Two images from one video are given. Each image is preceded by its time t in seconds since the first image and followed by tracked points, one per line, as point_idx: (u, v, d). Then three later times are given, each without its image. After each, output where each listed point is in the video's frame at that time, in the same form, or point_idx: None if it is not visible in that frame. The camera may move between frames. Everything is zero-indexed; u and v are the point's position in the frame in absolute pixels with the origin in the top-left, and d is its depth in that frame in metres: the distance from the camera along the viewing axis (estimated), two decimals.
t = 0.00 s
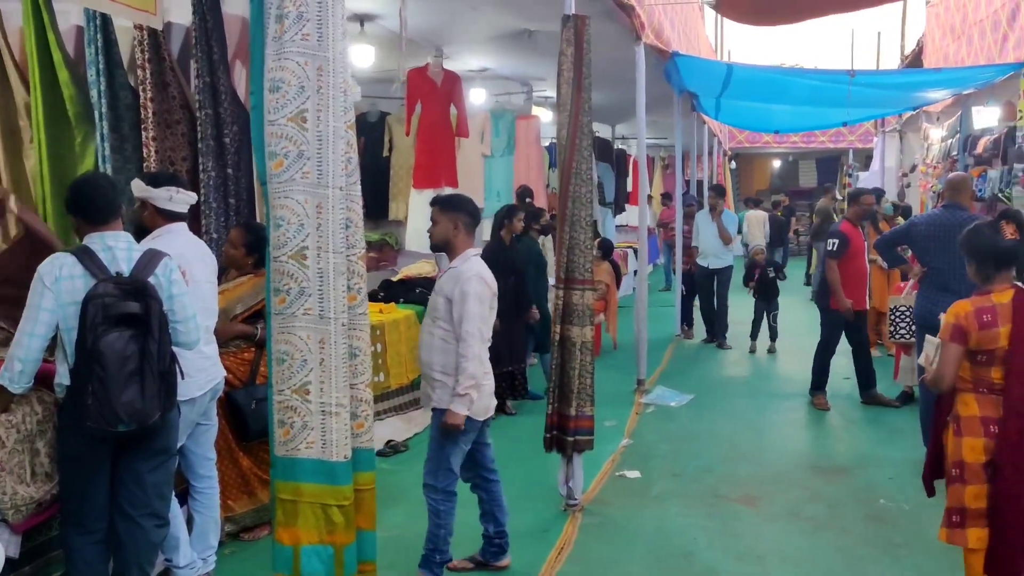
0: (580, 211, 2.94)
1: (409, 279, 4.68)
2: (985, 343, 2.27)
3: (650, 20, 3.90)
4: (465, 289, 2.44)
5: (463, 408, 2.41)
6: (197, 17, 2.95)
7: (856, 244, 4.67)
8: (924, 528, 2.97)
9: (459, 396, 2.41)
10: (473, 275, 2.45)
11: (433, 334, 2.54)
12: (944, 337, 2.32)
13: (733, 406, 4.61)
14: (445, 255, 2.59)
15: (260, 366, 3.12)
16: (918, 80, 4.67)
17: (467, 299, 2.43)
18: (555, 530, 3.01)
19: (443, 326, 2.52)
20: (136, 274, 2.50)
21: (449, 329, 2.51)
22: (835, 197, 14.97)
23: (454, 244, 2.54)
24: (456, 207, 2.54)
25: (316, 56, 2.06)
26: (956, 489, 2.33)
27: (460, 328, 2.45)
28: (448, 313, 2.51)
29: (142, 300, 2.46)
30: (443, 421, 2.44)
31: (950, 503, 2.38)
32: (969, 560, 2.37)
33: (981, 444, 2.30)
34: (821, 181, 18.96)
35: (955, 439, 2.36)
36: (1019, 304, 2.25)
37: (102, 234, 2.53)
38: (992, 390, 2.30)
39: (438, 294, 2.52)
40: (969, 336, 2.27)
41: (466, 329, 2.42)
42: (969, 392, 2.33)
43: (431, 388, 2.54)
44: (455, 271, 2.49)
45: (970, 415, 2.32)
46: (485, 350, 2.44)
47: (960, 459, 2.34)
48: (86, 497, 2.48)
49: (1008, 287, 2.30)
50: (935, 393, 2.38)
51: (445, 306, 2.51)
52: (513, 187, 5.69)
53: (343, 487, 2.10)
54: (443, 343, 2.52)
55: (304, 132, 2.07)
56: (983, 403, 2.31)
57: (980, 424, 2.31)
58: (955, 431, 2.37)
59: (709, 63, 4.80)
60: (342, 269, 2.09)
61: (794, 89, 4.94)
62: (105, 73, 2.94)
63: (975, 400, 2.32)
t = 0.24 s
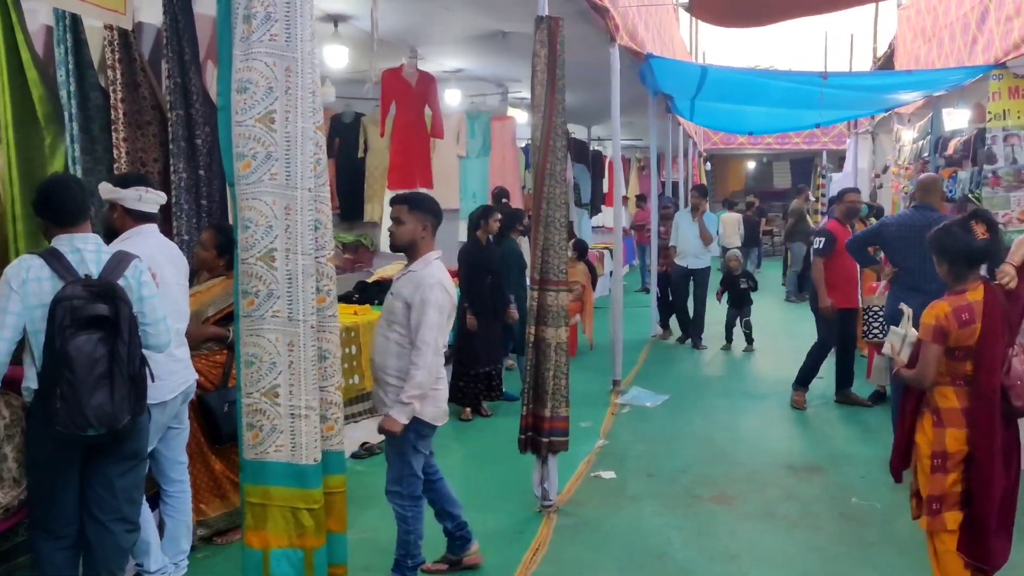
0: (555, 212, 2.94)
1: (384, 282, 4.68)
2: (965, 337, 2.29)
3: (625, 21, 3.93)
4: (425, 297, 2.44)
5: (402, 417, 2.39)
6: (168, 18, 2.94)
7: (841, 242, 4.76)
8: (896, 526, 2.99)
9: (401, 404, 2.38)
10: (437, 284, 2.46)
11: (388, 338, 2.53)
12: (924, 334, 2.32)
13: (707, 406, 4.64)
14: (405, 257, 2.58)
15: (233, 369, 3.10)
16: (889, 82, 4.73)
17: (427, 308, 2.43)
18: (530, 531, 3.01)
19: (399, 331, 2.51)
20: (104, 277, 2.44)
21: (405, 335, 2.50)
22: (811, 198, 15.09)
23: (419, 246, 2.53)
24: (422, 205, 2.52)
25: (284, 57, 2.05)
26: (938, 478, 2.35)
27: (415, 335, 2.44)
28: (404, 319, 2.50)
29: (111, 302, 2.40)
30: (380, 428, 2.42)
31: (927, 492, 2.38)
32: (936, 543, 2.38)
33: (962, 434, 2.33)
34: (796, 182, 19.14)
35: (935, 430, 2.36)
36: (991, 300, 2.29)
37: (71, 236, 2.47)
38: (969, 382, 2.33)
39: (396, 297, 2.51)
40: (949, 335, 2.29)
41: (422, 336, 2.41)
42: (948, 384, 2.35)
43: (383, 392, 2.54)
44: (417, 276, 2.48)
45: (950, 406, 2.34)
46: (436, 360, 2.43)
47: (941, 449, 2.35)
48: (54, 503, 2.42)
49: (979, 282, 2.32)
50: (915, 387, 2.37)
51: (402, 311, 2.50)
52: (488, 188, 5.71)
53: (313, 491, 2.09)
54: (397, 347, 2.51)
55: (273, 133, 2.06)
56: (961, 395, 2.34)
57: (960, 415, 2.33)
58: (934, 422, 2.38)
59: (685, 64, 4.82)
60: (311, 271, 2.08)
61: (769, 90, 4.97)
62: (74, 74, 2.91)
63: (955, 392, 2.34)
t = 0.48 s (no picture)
0: (533, 213, 2.95)
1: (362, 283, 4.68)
2: (958, 336, 2.30)
3: (603, 23, 3.94)
4: (403, 303, 2.44)
5: (354, 417, 2.35)
6: (143, 18, 2.90)
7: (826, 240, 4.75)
8: (872, 524, 3.02)
9: (355, 404, 2.35)
10: (414, 290, 2.47)
11: (361, 344, 2.52)
12: (919, 335, 2.31)
13: (686, 406, 4.67)
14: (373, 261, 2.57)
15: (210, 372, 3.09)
16: (866, 84, 4.77)
17: (403, 312, 2.43)
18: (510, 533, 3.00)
19: (373, 338, 2.51)
20: (77, 279, 2.39)
21: (380, 340, 2.50)
22: (788, 199, 15.20)
23: (387, 251, 2.53)
24: (387, 205, 2.49)
25: (257, 58, 2.04)
26: (931, 474, 2.34)
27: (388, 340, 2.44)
28: (380, 325, 2.50)
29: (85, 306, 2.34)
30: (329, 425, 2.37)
31: (917, 488, 2.37)
32: (909, 528, 2.39)
33: (953, 429, 2.33)
34: (773, 184, 19.30)
35: (928, 426, 2.34)
36: (976, 297, 2.31)
37: (44, 238, 2.43)
38: (957, 378, 2.35)
39: (371, 302, 2.50)
40: (945, 338, 2.29)
41: (392, 339, 2.41)
42: (939, 381, 2.35)
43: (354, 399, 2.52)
44: (395, 282, 2.48)
45: (942, 403, 2.34)
46: (403, 365, 2.41)
47: (934, 445, 2.35)
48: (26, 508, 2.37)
49: (961, 279, 2.35)
50: (910, 387, 2.34)
51: (377, 317, 2.49)
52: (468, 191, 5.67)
53: (288, 495, 2.08)
54: (371, 354, 2.50)
55: (246, 135, 2.05)
56: (950, 391, 2.35)
57: (950, 410, 2.34)
58: (924, 419, 2.36)
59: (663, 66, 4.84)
60: (285, 273, 2.08)
61: (746, 90, 5.00)
62: (48, 75, 2.87)
63: (946, 389, 2.35)
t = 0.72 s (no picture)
0: (512, 214, 2.94)
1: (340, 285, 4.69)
2: (946, 334, 2.31)
3: (581, 24, 3.96)
4: (379, 306, 2.42)
5: (364, 431, 2.35)
6: (118, 19, 2.86)
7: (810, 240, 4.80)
8: (848, 523, 3.04)
9: (364, 420, 2.35)
10: (386, 292, 2.46)
11: (331, 351, 2.47)
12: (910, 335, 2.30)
13: (664, 406, 4.69)
14: (330, 264, 2.51)
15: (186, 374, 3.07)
16: (843, 85, 4.81)
17: (382, 317, 2.42)
18: (489, 535, 2.99)
19: (344, 344, 2.47)
20: (50, 281, 2.33)
21: (354, 346, 2.47)
22: (766, 200, 15.30)
23: (345, 254, 2.48)
24: (338, 207, 2.44)
25: (229, 59, 2.03)
26: (920, 474, 2.34)
27: (367, 347, 2.41)
28: (352, 331, 2.46)
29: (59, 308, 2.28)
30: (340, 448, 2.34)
31: (904, 487, 2.35)
32: (881, 521, 2.36)
33: (942, 428, 2.33)
34: (751, 185, 19.47)
35: (916, 427, 2.33)
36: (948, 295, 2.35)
37: (15, 240, 2.37)
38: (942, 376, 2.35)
39: (341, 308, 2.45)
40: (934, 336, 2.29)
41: (378, 346, 2.40)
42: (927, 380, 2.34)
43: (323, 408, 2.46)
44: (367, 284, 2.46)
45: (930, 403, 2.33)
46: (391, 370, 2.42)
47: (922, 444, 2.33)
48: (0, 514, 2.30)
49: (937, 278, 2.38)
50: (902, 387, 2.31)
51: (349, 323, 2.46)
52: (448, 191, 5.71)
53: (262, 498, 2.07)
54: (344, 360, 2.46)
55: (218, 136, 2.04)
56: (937, 390, 2.35)
57: (937, 409, 2.34)
58: (912, 419, 2.34)
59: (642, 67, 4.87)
60: (258, 276, 2.07)
61: (723, 91, 5.02)
62: (21, 76, 2.86)
63: (933, 388, 2.34)
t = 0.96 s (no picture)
0: (492, 214, 2.95)
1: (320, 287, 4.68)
2: (922, 327, 2.29)
3: (561, 26, 3.97)
4: (337, 309, 2.38)
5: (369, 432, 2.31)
6: (94, 18, 2.84)
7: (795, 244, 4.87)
8: (827, 522, 3.06)
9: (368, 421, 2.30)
10: (342, 294, 2.42)
11: (290, 360, 2.39)
12: (888, 328, 2.26)
13: (645, 406, 4.70)
14: (273, 272, 2.42)
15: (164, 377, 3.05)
16: (822, 87, 4.84)
17: (345, 317, 2.39)
18: (469, 537, 2.98)
19: (303, 350, 2.40)
20: (26, 284, 2.28)
21: (315, 351, 2.41)
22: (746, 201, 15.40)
23: (292, 260, 2.41)
24: (288, 215, 2.39)
25: (205, 59, 2.02)
26: (908, 471, 2.28)
27: (339, 349, 2.38)
28: (309, 337, 2.40)
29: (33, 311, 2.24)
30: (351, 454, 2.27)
31: (894, 486, 2.30)
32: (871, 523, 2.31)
33: (925, 423, 2.29)
34: (732, 186, 19.58)
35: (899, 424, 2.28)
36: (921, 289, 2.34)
37: None
38: (922, 371, 2.32)
39: (297, 315, 2.38)
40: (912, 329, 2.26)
41: (352, 347, 2.37)
42: (906, 377, 2.30)
43: (286, 419, 2.39)
44: (322, 288, 2.40)
45: (911, 399, 2.28)
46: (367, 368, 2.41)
47: (907, 441, 2.28)
48: None
49: (907, 273, 2.37)
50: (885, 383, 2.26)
51: (306, 328, 2.40)
52: (428, 194, 5.62)
53: (239, 501, 2.06)
54: (301, 368, 2.39)
55: (194, 137, 2.02)
56: (917, 385, 2.31)
57: (919, 404, 2.30)
58: (895, 417, 2.29)
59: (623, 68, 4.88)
60: (234, 277, 2.05)
61: (704, 92, 5.05)
62: None
63: (913, 383, 2.30)
